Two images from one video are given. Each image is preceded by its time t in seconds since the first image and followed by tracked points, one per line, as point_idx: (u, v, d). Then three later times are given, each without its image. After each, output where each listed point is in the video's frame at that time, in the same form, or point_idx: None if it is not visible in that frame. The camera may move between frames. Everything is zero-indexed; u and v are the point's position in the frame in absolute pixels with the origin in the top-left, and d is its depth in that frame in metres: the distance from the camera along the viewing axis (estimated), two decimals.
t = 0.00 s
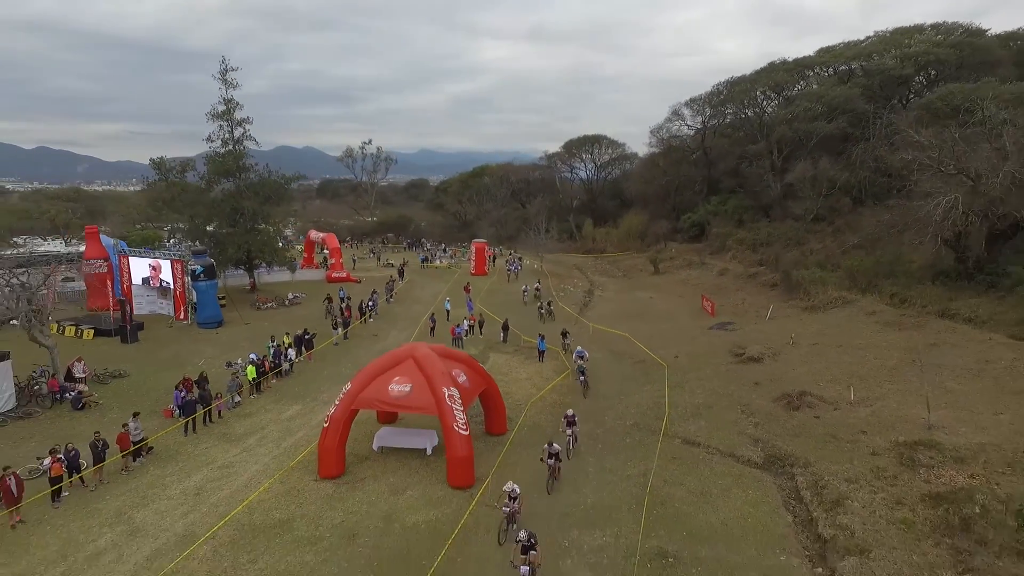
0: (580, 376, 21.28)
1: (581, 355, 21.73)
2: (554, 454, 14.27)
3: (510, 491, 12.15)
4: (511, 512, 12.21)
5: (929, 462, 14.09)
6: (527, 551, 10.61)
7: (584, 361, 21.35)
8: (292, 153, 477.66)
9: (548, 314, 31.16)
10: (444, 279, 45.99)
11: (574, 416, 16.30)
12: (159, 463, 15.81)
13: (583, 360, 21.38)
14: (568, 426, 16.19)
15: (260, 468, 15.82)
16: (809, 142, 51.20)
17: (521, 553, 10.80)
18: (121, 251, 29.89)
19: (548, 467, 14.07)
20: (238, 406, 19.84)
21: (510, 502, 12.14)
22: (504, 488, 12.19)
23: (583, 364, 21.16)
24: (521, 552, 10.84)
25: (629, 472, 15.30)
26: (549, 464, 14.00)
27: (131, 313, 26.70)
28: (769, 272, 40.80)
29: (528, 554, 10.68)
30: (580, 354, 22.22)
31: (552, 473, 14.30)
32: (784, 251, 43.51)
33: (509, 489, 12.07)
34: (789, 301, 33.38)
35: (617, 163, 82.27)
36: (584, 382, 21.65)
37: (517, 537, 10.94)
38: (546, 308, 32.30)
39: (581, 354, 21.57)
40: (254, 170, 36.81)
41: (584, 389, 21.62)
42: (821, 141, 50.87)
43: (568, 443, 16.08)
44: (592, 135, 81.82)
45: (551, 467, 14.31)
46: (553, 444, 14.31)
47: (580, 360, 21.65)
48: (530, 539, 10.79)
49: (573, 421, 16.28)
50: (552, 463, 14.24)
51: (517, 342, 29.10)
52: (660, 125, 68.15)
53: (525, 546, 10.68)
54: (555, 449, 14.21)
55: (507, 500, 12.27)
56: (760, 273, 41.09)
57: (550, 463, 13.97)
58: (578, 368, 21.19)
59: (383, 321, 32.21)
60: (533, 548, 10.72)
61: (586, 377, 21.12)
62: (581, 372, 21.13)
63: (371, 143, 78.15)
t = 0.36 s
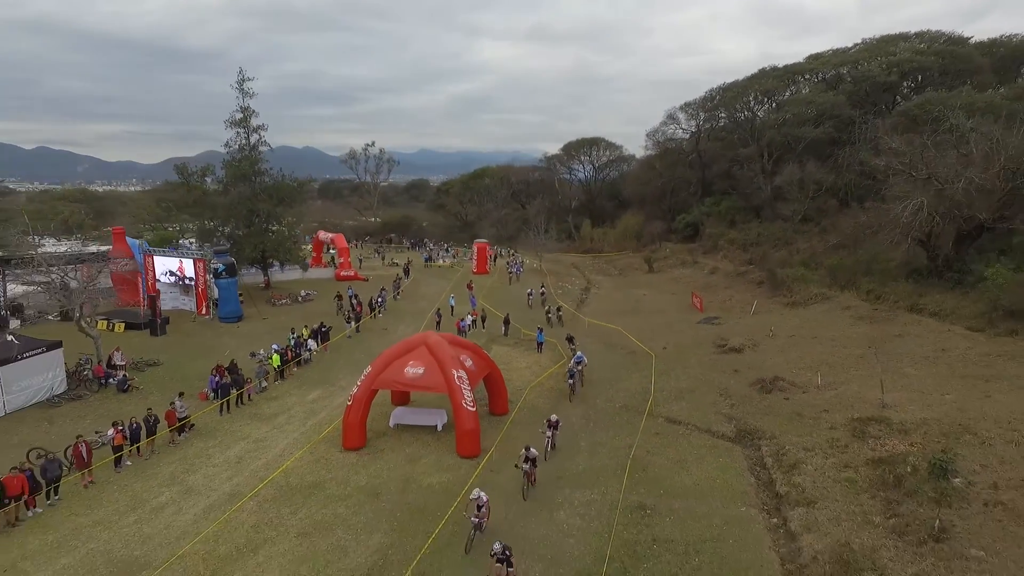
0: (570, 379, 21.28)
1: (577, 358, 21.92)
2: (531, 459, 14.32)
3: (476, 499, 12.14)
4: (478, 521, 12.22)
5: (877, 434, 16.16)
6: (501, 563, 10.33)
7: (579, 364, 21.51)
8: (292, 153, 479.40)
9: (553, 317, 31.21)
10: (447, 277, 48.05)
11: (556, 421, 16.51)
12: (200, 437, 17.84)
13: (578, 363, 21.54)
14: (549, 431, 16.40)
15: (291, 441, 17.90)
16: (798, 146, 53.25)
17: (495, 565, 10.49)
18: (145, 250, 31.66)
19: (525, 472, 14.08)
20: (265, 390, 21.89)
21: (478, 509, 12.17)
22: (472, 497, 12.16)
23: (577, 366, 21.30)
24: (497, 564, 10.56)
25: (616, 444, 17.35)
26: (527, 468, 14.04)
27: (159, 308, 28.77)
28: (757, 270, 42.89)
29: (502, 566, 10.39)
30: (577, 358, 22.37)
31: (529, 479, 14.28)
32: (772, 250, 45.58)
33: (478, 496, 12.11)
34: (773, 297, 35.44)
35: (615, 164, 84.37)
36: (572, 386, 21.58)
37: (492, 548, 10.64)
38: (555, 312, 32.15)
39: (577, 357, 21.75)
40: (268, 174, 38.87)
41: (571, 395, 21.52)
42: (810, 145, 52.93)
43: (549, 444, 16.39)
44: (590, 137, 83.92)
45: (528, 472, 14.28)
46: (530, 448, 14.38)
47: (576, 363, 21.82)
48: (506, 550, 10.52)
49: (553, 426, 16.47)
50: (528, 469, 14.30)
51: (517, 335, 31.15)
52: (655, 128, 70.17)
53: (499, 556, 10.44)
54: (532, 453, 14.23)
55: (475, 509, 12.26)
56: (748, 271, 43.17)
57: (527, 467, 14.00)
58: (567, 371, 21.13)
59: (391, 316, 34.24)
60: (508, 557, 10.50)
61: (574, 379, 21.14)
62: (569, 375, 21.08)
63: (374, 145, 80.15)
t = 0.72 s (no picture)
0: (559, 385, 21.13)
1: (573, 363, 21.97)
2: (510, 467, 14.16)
3: (447, 515, 11.89)
4: (450, 538, 12.01)
5: (840, 413, 18.07)
6: None
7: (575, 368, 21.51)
8: (293, 153, 481.04)
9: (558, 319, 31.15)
10: (450, 276, 49.98)
11: (542, 425, 16.35)
12: (233, 418, 19.77)
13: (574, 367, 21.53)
14: (533, 436, 16.21)
15: (315, 422, 19.84)
16: (788, 149, 55.10)
17: None
18: (166, 249, 33.66)
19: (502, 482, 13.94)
20: (287, 377, 23.84)
21: (449, 526, 11.91)
22: (443, 513, 11.91)
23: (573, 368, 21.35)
24: None
25: (608, 424, 19.22)
26: (503, 478, 13.89)
27: (183, 304, 30.72)
28: (747, 268, 44.82)
29: None
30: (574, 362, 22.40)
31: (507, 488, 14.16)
32: (763, 249, 47.53)
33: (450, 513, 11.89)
34: (761, 294, 37.36)
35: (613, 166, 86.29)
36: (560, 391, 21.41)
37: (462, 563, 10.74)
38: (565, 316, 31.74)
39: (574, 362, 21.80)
40: (281, 176, 40.82)
41: (558, 399, 21.34)
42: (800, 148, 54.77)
43: (534, 449, 16.21)
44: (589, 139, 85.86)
45: (504, 483, 14.03)
46: (506, 458, 14.19)
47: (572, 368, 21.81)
48: (476, 566, 10.65)
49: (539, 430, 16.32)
50: (505, 479, 14.05)
51: (519, 329, 33.13)
52: (652, 131, 72.00)
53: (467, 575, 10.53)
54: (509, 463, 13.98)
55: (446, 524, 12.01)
56: (739, 270, 45.09)
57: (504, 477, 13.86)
58: (557, 375, 20.98)
59: (399, 311, 36.17)
60: None
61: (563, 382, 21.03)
62: (559, 379, 20.79)
63: (378, 148, 81.93)
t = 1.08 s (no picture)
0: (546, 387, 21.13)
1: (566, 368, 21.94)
2: (483, 484, 13.78)
3: (418, 533, 11.47)
4: (420, 559, 11.53)
5: (811, 397, 19.85)
6: None
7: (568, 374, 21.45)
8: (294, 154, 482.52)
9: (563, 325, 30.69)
10: (453, 274, 51.75)
11: (525, 433, 16.06)
12: (257, 403, 21.54)
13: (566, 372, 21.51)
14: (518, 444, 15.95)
15: (333, 406, 21.63)
16: (781, 151, 56.87)
17: None
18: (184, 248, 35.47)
19: (476, 499, 13.57)
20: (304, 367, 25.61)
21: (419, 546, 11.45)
22: (414, 530, 11.49)
23: (564, 375, 21.30)
24: None
25: (602, 409, 20.97)
26: (477, 495, 13.54)
27: (202, 300, 32.54)
28: (739, 267, 46.59)
29: None
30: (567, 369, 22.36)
31: (481, 504, 13.82)
32: (755, 249, 49.31)
33: (420, 531, 11.47)
34: (750, 292, 39.14)
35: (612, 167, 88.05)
36: (547, 394, 21.34)
37: None
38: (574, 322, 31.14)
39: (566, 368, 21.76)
40: (292, 178, 42.66)
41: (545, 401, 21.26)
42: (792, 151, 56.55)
43: (518, 459, 15.92)
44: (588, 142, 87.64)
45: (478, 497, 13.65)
46: (481, 472, 13.86)
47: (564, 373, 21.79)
48: None
49: (523, 438, 16.07)
50: (480, 494, 13.67)
51: (520, 324, 34.91)
52: (650, 134, 73.83)
53: None
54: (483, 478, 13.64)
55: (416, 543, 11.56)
56: (732, 269, 46.87)
57: (479, 494, 13.51)
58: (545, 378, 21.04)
59: (405, 308, 37.93)
60: None
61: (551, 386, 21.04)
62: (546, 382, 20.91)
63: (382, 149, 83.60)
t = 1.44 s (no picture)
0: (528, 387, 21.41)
1: (556, 370, 21.88)
2: (457, 496, 13.46)
3: (386, 549, 11.10)
4: None
5: (790, 383, 21.44)
6: None
7: (556, 377, 21.40)
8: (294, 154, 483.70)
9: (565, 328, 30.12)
10: (456, 273, 53.31)
11: (511, 444, 15.64)
12: (276, 390, 23.12)
13: (555, 375, 21.49)
14: (505, 455, 15.60)
15: (347, 393, 23.23)
16: (774, 154, 58.43)
17: None
18: (199, 247, 37.12)
19: (449, 512, 13.27)
20: (317, 358, 27.20)
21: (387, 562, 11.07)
22: (381, 547, 11.09)
23: (552, 377, 21.33)
24: None
25: (596, 396, 22.49)
26: (451, 507, 13.20)
27: (218, 296, 34.15)
28: (733, 265, 48.14)
29: None
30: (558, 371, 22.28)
31: (455, 517, 13.47)
32: (748, 247, 50.81)
33: (387, 548, 11.07)
34: (742, 289, 40.71)
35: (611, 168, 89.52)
36: (531, 394, 21.65)
37: None
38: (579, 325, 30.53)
39: (555, 370, 21.77)
40: (302, 180, 44.24)
41: (529, 401, 21.52)
42: (785, 153, 58.11)
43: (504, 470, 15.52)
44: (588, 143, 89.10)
45: (453, 510, 13.27)
46: (455, 485, 13.55)
47: (552, 375, 21.79)
48: None
49: (510, 449, 15.67)
50: (454, 507, 13.29)
51: (521, 320, 36.51)
52: (647, 136, 75.35)
53: None
54: (458, 490, 13.27)
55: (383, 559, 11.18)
56: (725, 267, 48.41)
57: (451, 507, 13.19)
58: (528, 378, 21.41)
59: (410, 304, 39.46)
60: None
61: (535, 387, 21.24)
62: (529, 382, 21.33)
63: (385, 151, 85.22)
